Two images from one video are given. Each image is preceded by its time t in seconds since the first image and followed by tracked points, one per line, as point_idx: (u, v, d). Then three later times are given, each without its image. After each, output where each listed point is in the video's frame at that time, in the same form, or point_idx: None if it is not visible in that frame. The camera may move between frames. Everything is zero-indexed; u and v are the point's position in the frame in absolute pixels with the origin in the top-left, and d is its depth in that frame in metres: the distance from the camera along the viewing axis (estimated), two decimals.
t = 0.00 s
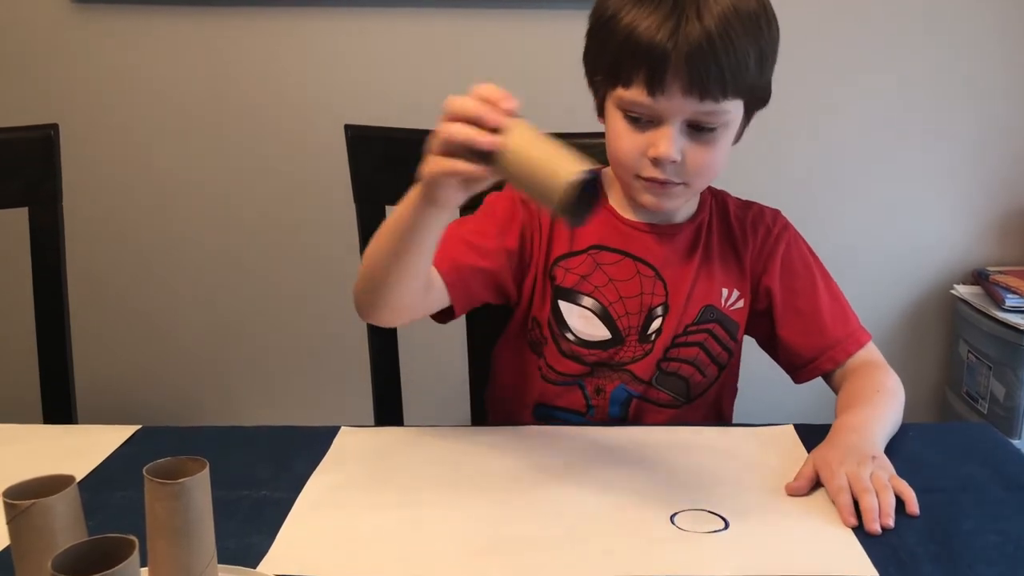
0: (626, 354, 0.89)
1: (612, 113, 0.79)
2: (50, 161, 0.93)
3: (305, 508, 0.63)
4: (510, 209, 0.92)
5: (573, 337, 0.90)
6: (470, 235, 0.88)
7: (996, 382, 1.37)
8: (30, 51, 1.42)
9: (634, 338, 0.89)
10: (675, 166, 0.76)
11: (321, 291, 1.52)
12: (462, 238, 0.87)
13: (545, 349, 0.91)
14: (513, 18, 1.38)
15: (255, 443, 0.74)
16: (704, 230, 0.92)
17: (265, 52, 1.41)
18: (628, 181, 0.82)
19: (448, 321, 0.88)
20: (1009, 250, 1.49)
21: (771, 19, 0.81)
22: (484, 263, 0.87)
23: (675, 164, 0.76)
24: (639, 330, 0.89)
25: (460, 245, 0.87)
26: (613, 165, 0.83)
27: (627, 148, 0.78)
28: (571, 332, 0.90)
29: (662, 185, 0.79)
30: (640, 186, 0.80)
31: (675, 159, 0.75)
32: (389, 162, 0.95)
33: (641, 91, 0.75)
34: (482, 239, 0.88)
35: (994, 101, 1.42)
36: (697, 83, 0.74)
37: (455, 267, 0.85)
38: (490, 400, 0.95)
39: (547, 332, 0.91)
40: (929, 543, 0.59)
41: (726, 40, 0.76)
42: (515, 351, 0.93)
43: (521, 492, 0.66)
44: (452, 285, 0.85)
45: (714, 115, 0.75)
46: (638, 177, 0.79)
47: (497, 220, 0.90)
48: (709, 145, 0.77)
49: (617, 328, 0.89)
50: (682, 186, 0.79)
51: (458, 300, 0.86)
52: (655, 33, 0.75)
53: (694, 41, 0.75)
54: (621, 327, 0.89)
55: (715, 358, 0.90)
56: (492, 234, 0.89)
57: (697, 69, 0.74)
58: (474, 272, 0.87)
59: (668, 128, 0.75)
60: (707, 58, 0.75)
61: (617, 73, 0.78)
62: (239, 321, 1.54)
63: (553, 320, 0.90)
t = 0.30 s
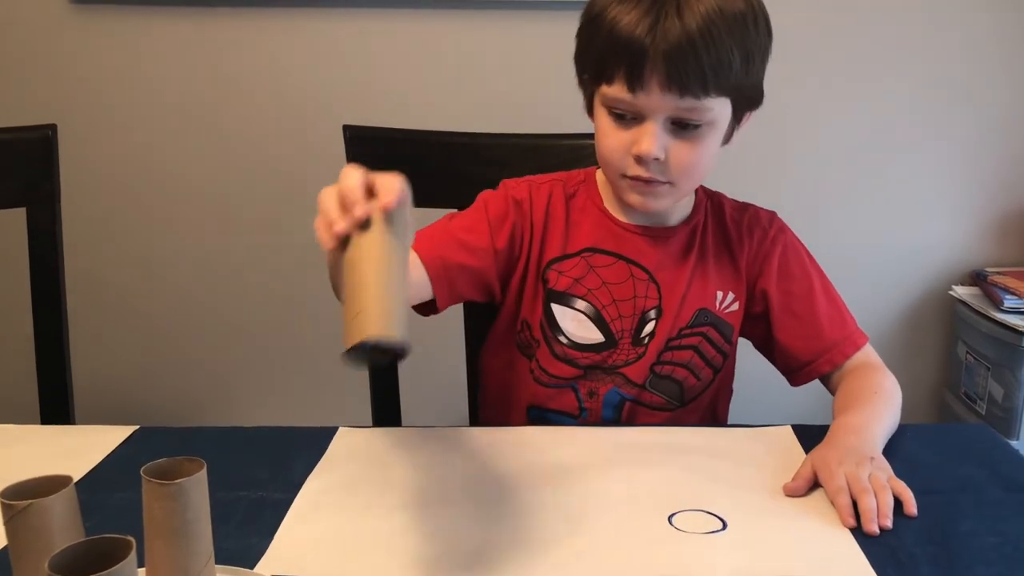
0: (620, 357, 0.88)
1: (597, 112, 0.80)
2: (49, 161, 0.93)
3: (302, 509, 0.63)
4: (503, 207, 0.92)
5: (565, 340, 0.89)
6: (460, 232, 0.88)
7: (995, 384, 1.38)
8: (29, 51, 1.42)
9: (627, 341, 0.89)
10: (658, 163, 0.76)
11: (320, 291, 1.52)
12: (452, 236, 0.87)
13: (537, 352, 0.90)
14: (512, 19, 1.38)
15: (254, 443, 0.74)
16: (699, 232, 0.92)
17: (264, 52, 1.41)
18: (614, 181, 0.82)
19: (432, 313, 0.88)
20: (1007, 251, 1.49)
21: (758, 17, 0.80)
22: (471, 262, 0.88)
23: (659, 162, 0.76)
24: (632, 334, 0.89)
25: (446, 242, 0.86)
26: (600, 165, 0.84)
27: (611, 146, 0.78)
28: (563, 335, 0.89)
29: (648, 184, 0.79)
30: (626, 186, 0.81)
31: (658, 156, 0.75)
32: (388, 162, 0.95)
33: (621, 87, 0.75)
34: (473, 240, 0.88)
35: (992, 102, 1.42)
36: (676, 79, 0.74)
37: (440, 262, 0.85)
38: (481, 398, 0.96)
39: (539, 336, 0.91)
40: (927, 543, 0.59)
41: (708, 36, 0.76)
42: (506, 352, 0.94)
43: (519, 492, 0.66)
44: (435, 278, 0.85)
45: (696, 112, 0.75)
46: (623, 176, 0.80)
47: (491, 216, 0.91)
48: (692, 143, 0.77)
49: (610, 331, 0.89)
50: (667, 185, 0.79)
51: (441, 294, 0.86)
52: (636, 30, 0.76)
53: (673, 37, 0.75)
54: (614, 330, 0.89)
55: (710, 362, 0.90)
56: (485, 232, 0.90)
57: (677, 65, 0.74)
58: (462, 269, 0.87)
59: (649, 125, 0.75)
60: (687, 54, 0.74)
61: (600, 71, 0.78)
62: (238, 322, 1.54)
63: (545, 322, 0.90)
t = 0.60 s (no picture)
0: (617, 367, 0.88)
1: (583, 113, 0.80)
2: (47, 161, 0.93)
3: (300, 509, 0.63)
4: (499, 217, 0.90)
5: (563, 353, 0.89)
6: (460, 243, 0.85)
7: (993, 384, 1.38)
8: (27, 51, 1.42)
9: (624, 351, 0.89)
10: (643, 164, 0.76)
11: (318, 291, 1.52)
12: (453, 248, 0.85)
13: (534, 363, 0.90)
14: (511, 19, 1.38)
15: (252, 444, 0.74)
16: (694, 238, 0.92)
17: (263, 53, 1.41)
18: (600, 184, 0.82)
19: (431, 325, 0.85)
20: (1004, 250, 1.50)
21: (744, 15, 0.80)
22: (471, 276, 0.85)
23: (642, 162, 0.76)
24: (629, 344, 0.89)
25: (446, 254, 0.83)
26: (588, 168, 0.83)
27: (596, 147, 0.78)
28: (560, 348, 0.89)
29: (633, 186, 0.79)
30: (612, 188, 0.80)
31: (642, 157, 0.75)
32: (386, 163, 0.95)
33: (603, 86, 0.76)
34: (473, 254, 0.86)
35: (989, 102, 1.43)
36: (657, 76, 0.74)
37: (441, 274, 0.82)
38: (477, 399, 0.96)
39: (535, 347, 0.90)
40: (925, 543, 0.59)
41: (691, 34, 0.76)
42: (500, 361, 0.94)
43: (517, 492, 0.66)
44: (436, 287, 0.82)
45: (679, 111, 0.75)
46: (609, 178, 0.79)
47: (488, 226, 0.89)
48: (675, 144, 0.76)
49: (608, 342, 0.89)
50: (653, 188, 0.79)
51: (440, 306, 0.83)
52: (618, 29, 0.76)
53: (653, 33, 0.74)
54: (612, 341, 0.89)
55: (708, 369, 0.90)
56: (483, 244, 0.87)
57: (659, 63, 0.74)
58: (461, 284, 0.85)
59: (633, 125, 0.75)
60: (669, 52, 0.74)
61: (585, 71, 0.78)
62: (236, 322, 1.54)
63: (541, 333, 0.90)
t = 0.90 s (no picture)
0: (619, 381, 0.89)
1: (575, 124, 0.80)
2: (49, 162, 0.93)
3: (303, 508, 0.64)
4: (497, 232, 0.89)
5: (563, 368, 0.89)
6: (457, 264, 0.84)
7: (995, 384, 1.38)
8: (29, 52, 1.42)
9: (626, 365, 0.89)
10: (633, 176, 0.76)
11: (320, 291, 1.52)
12: (452, 270, 0.83)
13: (535, 378, 0.91)
14: (512, 19, 1.38)
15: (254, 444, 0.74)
16: (694, 247, 0.91)
17: (264, 53, 1.41)
18: (593, 196, 0.82)
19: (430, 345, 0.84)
20: (1006, 250, 1.50)
21: (739, 21, 0.79)
22: (470, 298, 0.84)
23: (633, 174, 0.76)
24: (631, 357, 0.89)
25: (446, 277, 0.82)
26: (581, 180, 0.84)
27: (586, 159, 0.78)
28: (560, 364, 0.89)
29: (624, 199, 0.79)
30: (604, 201, 0.80)
31: (633, 168, 0.75)
32: (387, 163, 0.95)
33: (592, 96, 0.76)
34: (472, 276, 0.85)
35: (990, 102, 1.42)
36: (645, 86, 0.74)
37: (441, 296, 0.81)
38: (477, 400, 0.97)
39: (536, 361, 0.90)
40: (927, 543, 0.60)
41: (681, 42, 0.75)
42: (500, 374, 0.94)
43: (519, 492, 0.66)
44: (436, 310, 0.81)
45: (670, 122, 0.75)
46: (601, 190, 0.79)
47: (485, 244, 0.87)
48: (667, 155, 0.76)
49: (609, 357, 0.89)
50: (644, 200, 0.78)
51: (439, 327, 0.82)
52: (607, 37, 0.76)
53: (642, 42, 0.74)
54: (614, 355, 0.89)
55: (711, 379, 0.91)
56: (482, 265, 0.86)
57: (647, 73, 0.74)
58: (462, 307, 0.84)
59: (623, 137, 0.75)
60: (658, 60, 0.74)
61: (575, 80, 0.78)
62: (239, 322, 1.54)
63: (542, 350, 0.90)
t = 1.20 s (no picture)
0: (620, 388, 0.89)
1: (575, 133, 0.80)
2: (50, 162, 0.93)
3: (304, 508, 0.64)
4: (496, 239, 0.89)
5: (563, 375, 0.89)
6: (458, 271, 0.84)
7: (996, 383, 1.38)
8: (30, 52, 1.42)
9: (627, 371, 0.89)
10: (633, 188, 0.76)
11: (321, 291, 1.52)
12: (451, 276, 0.83)
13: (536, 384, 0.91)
14: (512, 19, 1.38)
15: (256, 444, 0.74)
16: (695, 252, 0.91)
17: (265, 53, 1.41)
18: (594, 206, 0.82)
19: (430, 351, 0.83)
20: (1006, 249, 1.50)
21: (740, 30, 0.79)
22: (469, 305, 0.84)
23: (633, 187, 0.76)
24: (631, 364, 0.89)
25: (445, 284, 0.82)
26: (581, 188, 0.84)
27: (586, 170, 0.78)
28: (560, 370, 0.89)
29: (625, 210, 0.79)
30: (605, 211, 0.81)
31: (633, 181, 0.75)
32: (388, 163, 0.95)
33: (591, 109, 0.76)
34: (471, 283, 0.85)
35: (990, 102, 1.42)
36: (643, 99, 0.74)
37: (441, 304, 0.81)
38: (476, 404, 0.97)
39: (536, 368, 0.91)
40: (928, 543, 0.60)
41: (682, 54, 0.75)
42: (500, 379, 0.94)
43: (520, 492, 0.66)
44: (436, 317, 0.81)
45: (670, 134, 0.75)
46: (602, 201, 0.80)
47: (484, 251, 0.87)
48: (666, 167, 0.77)
49: (609, 363, 0.89)
50: (645, 211, 0.79)
51: (438, 332, 0.81)
52: (607, 49, 0.76)
53: (641, 54, 0.74)
54: (614, 362, 0.89)
55: (712, 383, 0.91)
56: (482, 272, 0.86)
57: (647, 87, 0.74)
58: (462, 314, 0.84)
59: (623, 149, 0.75)
60: (658, 73, 0.74)
61: (574, 90, 0.78)
62: (239, 322, 1.54)
63: (542, 357, 0.90)
